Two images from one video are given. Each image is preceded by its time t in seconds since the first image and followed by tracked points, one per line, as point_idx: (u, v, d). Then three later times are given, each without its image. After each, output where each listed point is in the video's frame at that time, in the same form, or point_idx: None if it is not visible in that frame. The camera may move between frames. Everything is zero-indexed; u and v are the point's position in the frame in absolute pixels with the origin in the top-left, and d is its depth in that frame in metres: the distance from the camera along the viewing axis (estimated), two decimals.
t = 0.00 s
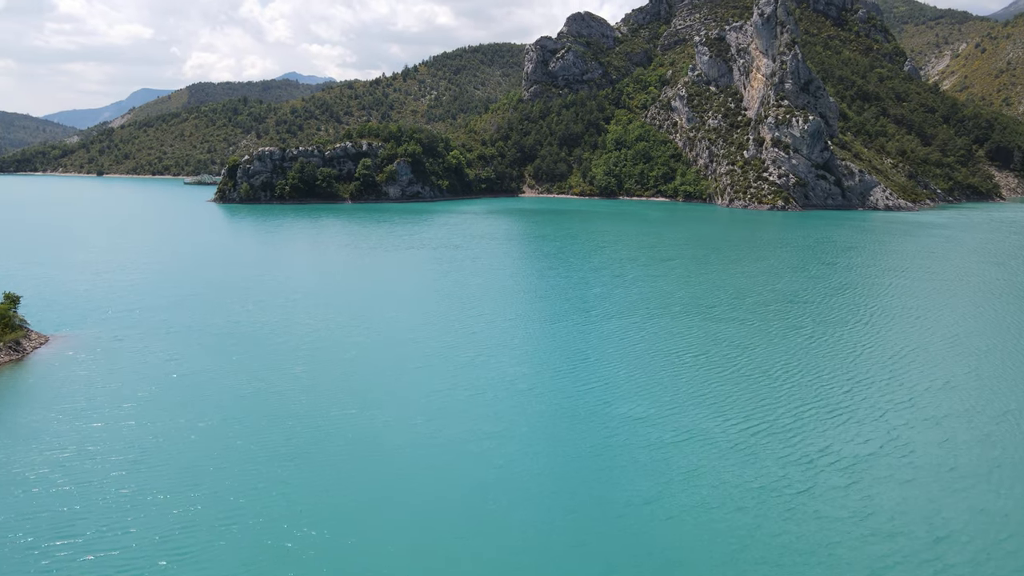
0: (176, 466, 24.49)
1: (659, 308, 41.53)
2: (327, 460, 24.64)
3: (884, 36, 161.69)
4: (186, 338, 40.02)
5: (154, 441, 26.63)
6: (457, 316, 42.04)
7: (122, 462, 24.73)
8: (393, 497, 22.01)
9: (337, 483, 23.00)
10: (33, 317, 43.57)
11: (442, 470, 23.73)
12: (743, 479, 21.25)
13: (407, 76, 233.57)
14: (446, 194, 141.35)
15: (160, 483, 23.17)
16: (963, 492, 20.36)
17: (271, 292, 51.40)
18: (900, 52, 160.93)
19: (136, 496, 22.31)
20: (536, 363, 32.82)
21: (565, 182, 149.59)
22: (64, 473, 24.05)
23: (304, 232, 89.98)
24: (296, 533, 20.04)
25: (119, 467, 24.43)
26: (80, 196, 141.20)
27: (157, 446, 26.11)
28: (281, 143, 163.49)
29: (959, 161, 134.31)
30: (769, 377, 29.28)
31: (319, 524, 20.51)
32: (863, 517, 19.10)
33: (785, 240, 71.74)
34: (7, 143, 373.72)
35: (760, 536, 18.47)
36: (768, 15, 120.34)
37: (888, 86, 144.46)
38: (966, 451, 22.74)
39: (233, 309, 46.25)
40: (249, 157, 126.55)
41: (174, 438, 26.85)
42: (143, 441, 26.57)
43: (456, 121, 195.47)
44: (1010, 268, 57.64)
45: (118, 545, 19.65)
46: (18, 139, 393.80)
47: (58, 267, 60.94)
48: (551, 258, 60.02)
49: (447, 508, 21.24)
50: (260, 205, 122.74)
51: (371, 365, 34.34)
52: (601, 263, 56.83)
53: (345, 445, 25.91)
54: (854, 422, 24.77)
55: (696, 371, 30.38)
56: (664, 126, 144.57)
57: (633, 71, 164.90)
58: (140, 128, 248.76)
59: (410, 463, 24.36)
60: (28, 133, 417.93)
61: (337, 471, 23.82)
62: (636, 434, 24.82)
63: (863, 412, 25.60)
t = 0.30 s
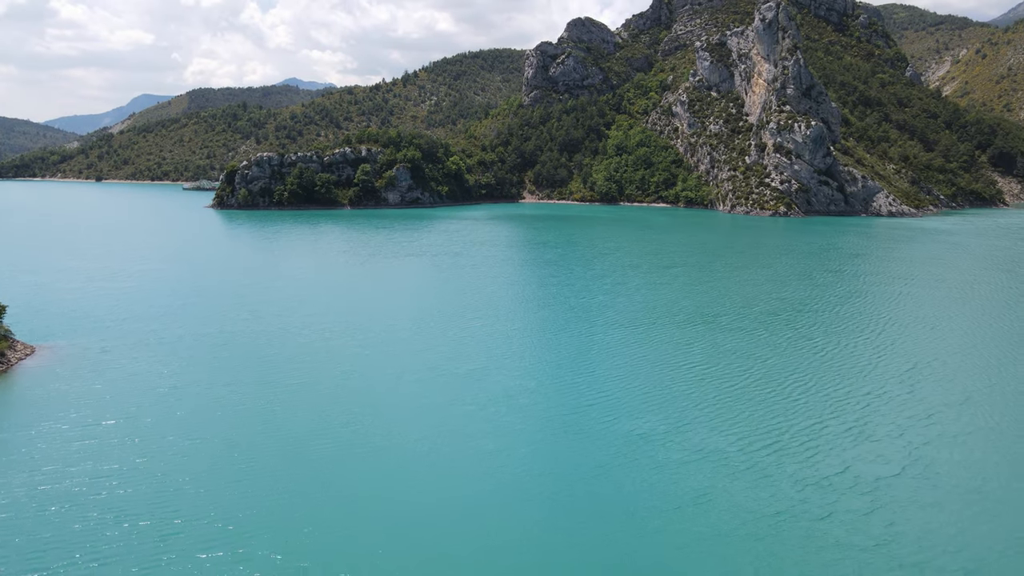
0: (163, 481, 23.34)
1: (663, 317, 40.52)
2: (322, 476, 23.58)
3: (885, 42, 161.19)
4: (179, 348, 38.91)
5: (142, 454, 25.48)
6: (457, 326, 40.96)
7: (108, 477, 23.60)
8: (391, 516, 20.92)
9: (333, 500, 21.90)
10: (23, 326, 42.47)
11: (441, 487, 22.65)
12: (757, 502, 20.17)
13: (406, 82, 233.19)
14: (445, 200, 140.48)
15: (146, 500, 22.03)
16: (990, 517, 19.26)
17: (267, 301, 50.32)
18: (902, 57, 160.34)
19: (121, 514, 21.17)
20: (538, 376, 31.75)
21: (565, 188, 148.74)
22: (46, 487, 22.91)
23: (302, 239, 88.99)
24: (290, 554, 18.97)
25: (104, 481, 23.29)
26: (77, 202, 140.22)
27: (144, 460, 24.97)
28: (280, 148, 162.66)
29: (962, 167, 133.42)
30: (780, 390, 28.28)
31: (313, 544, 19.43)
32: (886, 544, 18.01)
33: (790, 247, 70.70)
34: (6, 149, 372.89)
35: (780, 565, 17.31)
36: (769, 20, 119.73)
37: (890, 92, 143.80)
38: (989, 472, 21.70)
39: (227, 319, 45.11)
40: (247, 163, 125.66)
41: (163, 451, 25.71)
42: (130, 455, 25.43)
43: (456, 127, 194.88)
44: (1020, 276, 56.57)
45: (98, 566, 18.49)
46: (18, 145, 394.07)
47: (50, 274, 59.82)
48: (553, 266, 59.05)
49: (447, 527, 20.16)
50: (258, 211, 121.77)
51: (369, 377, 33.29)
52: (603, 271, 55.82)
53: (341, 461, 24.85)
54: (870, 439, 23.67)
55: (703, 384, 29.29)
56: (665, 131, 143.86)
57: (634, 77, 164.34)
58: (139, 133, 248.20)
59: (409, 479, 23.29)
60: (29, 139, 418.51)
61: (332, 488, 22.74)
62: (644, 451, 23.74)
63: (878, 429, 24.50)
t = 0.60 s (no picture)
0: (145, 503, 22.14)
1: (668, 327, 39.52)
2: (314, 499, 22.41)
3: (887, 47, 160.67)
4: (169, 361, 37.78)
5: (124, 475, 24.32)
6: (455, 337, 39.86)
7: (87, 499, 22.43)
8: (384, 542, 19.73)
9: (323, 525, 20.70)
10: (11, 337, 41.46)
11: (439, 510, 21.49)
12: (775, 528, 19.07)
13: (406, 87, 232.80)
14: (445, 206, 139.63)
15: (126, 525, 20.83)
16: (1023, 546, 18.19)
17: (262, 311, 49.21)
18: (903, 63, 159.80)
19: (101, 540, 20.04)
20: (541, 390, 30.58)
21: (566, 194, 147.95)
22: (20, 511, 21.73)
23: (300, 246, 88.00)
24: None
25: (82, 504, 22.11)
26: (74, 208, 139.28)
27: (127, 481, 23.81)
28: (280, 154, 161.83)
29: (965, 172, 132.60)
30: (792, 405, 27.29)
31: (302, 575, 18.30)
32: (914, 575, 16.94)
33: (795, 254, 69.61)
34: (6, 154, 372.62)
35: None
36: (770, 26, 119.15)
37: (891, 98, 143.14)
38: (1017, 496, 20.65)
39: (220, 330, 43.95)
40: (245, 169, 124.82)
41: (146, 471, 24.54)
42: (112, 475, 24.25)
43: (456, 132, 194.25)
44: None
45: None
46: (18, 150, 393.72)
47: (42, 283, 58.84)
48: (554, 273, 58.05)
49: (443, 555, 18.97)
50: (257, 217, 120.81)
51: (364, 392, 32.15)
52: (605, 279, 54.73)
53: (333, 482, 23.66)
54: (890, 460, 22.64)
55: (712, 399, 28.26)
56: (666, 136, 143.13)
57: (634, 82, 163.78)
58: (138, 139, 247.55)
59: (405, 502, 22.14)
60: (29, 145, 418.63)
61: (324, 511, 21.58)
62: (653, 473, 22.59)
63: (898, 449, 23.44)
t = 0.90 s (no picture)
0: (121, 528, 20.66)
1: (674, 337, 38.45)
2: (304, 522, 21.15)
3: (888, 52, 160.17)
4: (158, 372, 36.53)
5: (101, 493, 22.87)
6: (455, 348, 38.67)
7: (59, 524, 20.95)
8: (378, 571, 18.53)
9: (312, 554, 19.38)
10: None
11: (437, 535, 20.24)
12: (793, 557, 17.94)
13: (406, 93, 232.49)
14: (445, 212, 138.71)
15: (101, 552, 19.47)
16: None
17: (257, 320, 48.05)
18: (905, 69, 159.25)
19: (75, 567, 18.79)
20: (544, 405, 29.43)
21: (566, 200, 147.10)
22: None
23: (299, 252, 86.94)
24: None
25: (56, 529, 20.68)
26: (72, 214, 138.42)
27: (105, 501, 22.35)
28: (279, 160, 161.09)
29: (968, 179, 131.70)
30: (805, 419, 26.26)
31: None
32: None
33: (799, 261, 68.62)
34: (6, 160, 372.27)
35: None
36: (772, 31, 118.59)
37: (894, 103, 142.41)
38: None
39: (213, 340, 42.70)
40: (244, 174, 123.90)
41: (127, 489, 23.11)
42: (89, 495, 22.80)
43: (456, 138, 193.75)
44: None
45: None
46: (18, 156, 393.83)
47: (33, 291, 57.74)
48: (555, 281, 56.93)
49: None
50: (255, 223, 119.89)
51: (361, 406, 30.91)
52: (607, 287, 53.68)
53: (327, 503, 22.36)
54: (909, 482, 21.61)
55: (720, 414, 27.19)
56: (667, 142, 142.35)
57: (635, 88, 163.22)
58: (137, 144, 247.02)
59: (401, 525, 20.93)
60: (29, 150, 418.78)
61: (315, 536, 20.34)
62: (662, 495, 21.44)
63: (917, 469, 22.40)
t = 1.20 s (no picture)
0: (98, 558, 19.43)
1: (680, 348, 37.39)
2: (295, 546, 20.03)
3: (890, 58, 159.63)
4: (149, 385, 35.50)
5: (80, 519, 21.61)
6: (455, 359, 37.58)
7: (33, 554, 19.70)
8: None
9: None
10: None
11: (436, 559, 19.18)
12: None
13: (406, 99, 232.20)
14: (445, 218, 137.87)
15: None
16: None
17: (252, 329, 46.94)
18: (906, 74, 158.66)
19: None
20: (548, 421, 28.31)
21: (567, 206, 146.37)
22: None
23: (297, 259, 86.00)
24: None
25: (28, 560, 19.43)
26: (69, 220, 137.46)
27: (83, 528, 21.08)
28: (278, 166, 160.28)
29: (971, 185, 130.98)
30: (820, 437, 25.22)
31: None
32: None
33: (805, 268, 67.55)
34: (6, 166, 371.63)
35: None
36: (774, 36, 117.95)
37: (896, 109, 141.80)
38: None
39: (206, 352, 41.54)
40: (242, 180, 123.08)
41: (107, 515, 21.86)
42: (66, 521, 21.53)
43: (456, 144, 193.23)
44: None
45: None
46: (18, 161, 393.47)
47: (25, 299, 56.73)
48: (557, 289, 55.96)
49: None
50: (253, 230, 118.95)
51: (357, 422, 29.73)
52: (610, 295, 52.66)
53: (320, 524, 21.27)
54: (934, 506, 20.51)
55: (730, 430, 26.13)
56: (668, 148, 141.60)
57: (635, 94, 162.64)
58: (136, 150, 246.50)
59: (397, 547, 19.88)
60: (28, 156, 418.64)
61: (306, 560, 19.28)
62: (672, 519, 20.31)
63: (941, 493, 21.29)
